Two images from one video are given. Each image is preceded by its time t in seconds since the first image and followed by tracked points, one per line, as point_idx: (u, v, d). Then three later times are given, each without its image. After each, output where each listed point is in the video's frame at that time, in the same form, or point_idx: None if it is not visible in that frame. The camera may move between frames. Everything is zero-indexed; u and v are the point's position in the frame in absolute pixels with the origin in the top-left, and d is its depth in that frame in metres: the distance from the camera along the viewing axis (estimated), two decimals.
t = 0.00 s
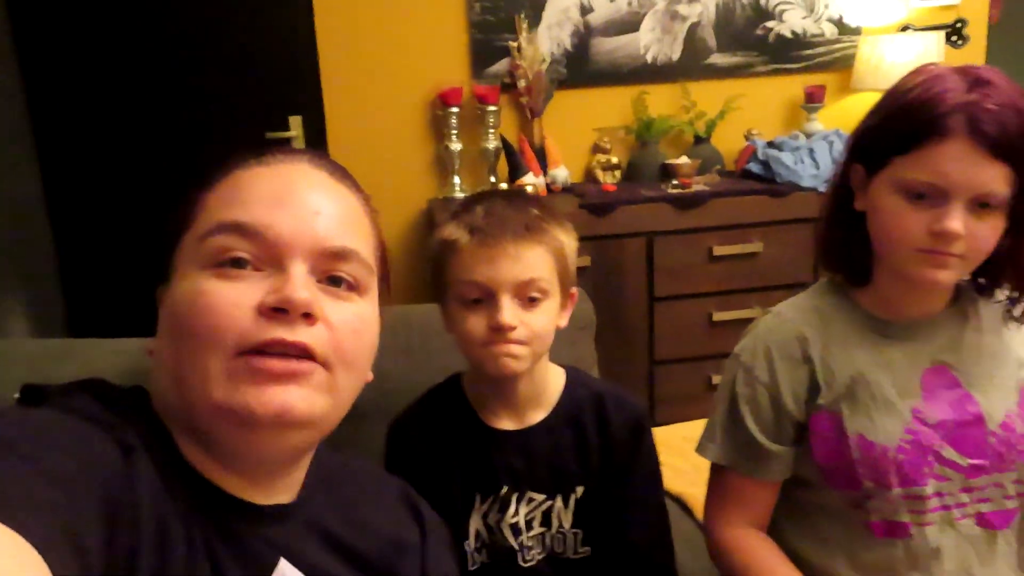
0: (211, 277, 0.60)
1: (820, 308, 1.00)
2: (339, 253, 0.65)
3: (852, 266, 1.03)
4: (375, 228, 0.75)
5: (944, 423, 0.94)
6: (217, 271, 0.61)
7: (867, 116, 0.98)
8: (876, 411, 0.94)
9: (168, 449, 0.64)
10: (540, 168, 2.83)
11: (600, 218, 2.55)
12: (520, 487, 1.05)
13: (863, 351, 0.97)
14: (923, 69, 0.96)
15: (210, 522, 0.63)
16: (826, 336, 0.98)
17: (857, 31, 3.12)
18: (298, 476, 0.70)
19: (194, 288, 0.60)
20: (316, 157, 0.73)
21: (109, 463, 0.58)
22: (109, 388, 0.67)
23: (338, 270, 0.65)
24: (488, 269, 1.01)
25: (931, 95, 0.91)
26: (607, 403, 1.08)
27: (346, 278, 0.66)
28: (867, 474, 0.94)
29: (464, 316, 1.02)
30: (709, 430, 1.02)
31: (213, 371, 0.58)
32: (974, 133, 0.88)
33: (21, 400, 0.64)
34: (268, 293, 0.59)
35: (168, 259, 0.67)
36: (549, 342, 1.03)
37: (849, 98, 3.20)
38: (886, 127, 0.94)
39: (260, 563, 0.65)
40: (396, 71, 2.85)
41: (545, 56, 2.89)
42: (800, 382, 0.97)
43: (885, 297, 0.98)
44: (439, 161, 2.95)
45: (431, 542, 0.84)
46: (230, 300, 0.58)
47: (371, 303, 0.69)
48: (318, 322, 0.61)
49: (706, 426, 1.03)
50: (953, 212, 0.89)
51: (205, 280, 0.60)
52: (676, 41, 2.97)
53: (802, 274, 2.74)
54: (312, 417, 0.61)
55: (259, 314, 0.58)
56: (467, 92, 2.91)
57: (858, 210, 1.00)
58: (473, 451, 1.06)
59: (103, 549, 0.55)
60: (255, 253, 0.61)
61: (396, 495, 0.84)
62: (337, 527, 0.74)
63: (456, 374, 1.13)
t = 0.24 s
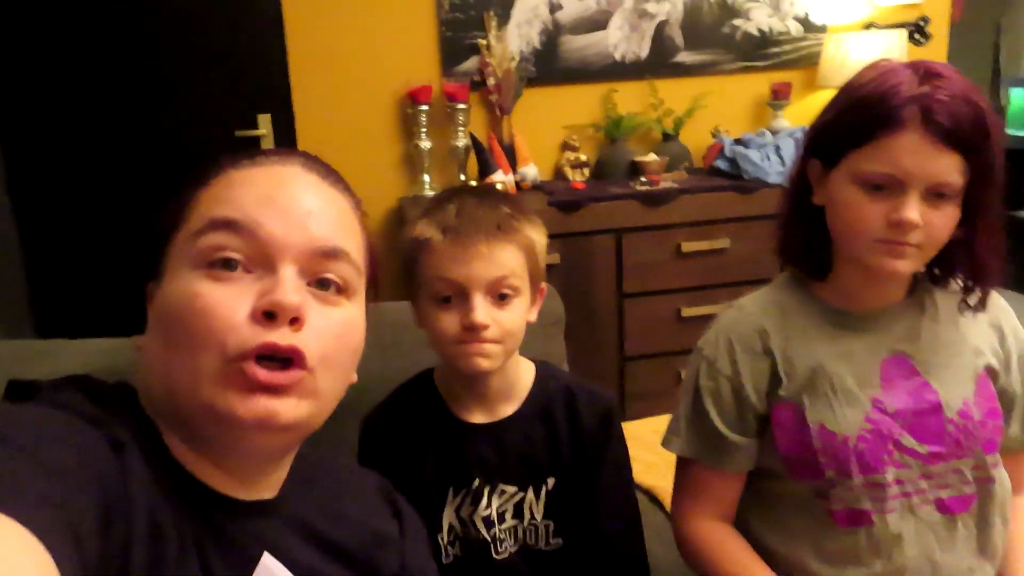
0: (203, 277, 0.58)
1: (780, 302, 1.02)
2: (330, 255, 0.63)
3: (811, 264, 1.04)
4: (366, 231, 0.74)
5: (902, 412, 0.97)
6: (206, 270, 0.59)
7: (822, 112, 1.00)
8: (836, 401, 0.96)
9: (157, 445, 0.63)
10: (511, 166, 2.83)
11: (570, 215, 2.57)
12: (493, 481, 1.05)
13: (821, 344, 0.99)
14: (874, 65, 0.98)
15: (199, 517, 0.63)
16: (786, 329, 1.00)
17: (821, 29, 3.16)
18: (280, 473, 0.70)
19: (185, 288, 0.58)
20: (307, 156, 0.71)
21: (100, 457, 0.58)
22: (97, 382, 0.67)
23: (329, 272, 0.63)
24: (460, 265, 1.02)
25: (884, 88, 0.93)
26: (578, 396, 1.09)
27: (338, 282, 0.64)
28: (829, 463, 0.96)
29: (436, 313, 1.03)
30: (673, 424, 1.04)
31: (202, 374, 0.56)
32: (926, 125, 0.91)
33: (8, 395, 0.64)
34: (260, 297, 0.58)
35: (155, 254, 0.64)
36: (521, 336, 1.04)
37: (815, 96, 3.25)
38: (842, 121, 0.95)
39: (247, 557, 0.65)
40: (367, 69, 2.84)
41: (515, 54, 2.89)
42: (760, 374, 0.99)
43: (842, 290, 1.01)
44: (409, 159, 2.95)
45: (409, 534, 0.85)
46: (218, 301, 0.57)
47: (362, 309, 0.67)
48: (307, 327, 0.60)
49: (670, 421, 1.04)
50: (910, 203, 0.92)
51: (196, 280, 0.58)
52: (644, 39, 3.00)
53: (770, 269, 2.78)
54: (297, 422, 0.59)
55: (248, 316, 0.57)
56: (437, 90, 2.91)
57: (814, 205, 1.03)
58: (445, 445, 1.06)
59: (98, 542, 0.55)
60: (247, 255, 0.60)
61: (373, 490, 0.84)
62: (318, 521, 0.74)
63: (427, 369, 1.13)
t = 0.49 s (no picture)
0: (187, 266, 0.57)
1: (747, 289, 1.03)
2: (316, 253, 0.62)
3: (778, 249, 1.06)
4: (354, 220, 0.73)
5: (865, 396, 0.99)
6: (188, 261, 0.57)
7: (786, 102, 1.02)
8: (801, 385, 0.98)
9: (129, 424, 0.62)
10: (484, 162, 2.83)
11: (543, 210, 2.57)
12: (466, 468, 1.06)
13: (786, 330, 1.00)
14: (836, 55, 1.00)
15: (172, 499, 0.63)
16: (752, 315, 1.01)
17: (790, 28, 3.20)
18: (255, 458, 0.69)
19: (167, 277, 0.56)
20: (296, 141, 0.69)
21: (71, 437, 0.57)
22: (67, 362, 0.65)
23: (315, 268, 0.62)
24: (435, 251, 1.02)
25: (846, 77, 0.94)
26: (551, 383, 1.09)
27: (323, 279, 0.63)
28: (794, 448, 0.97)
29: (410, 299, 1.03)
30: (642, 412, 1.04)
31: (181, 368, 0.56)
32: (887, 113, 0.92)
33: None
34: (244, 295, 0.57)
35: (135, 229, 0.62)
36: (495, 323, 1.05)
37: (783, 93, 3.30)
38: (806, 111, 0.97)
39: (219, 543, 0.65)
40: (339, 64, 2.83)
41: (488, 50, 2.89)
42: (728, 360, 1.00)
43: (806, 275, 1.03)
44: (381, 154, 2.94)
45: (381, 516, 0.85)
46: (200, 297, 0.56)
47: (346, 305, 0.66)
48: (289, 326, 0.59)
49: (640, 409, 1.05)
50: (873, 190, 0.93)
51: (180, 268, 0.57)
52: (616, 36, 3.02)
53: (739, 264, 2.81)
54: (274, 419, 0.59)
55: (230, 315, 0.56)
56: (410, 86, 2.91)
57: (781, 193, 1.05)
58: (418, 433, 1.06)
59: (70, 523, 0.55)
60: (232, 247, 0.58)
61: (349, 475, 0.84)
62: (291, 505, 0.73)
63: (399, 358, 1.13)
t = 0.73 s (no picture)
0: (174, 273, 0.57)
1: (730, 292, 1.04)
2: (307, 261, 0.63)
3: (757, 253, 1.07)
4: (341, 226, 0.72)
5: (848, 398, 0.99)
6: (177, 267, 0.57)
7: (767, 107, 1.03)
8: (784, 386, 0.99)
9: (107, 429, 0.62)
10: (467, 168, 2.84)
11: (527, 216, 2.58)
12: (453, 472, 1.06)
13: (769, 332, 1.01)
14: (814, 60, 1.01)
15: (150, 505, 0.63)
16: (736, 318, 1.02)
17: (769, 35, 3.24)
18: (240, 464, 0.69)
19: (154, 284, 0.56)
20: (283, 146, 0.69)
21: (44, 444, 0.57)
22: (42, 367, 0.65)
23: (304, 277, 0.63)
24: (421, 255, 1.02)
25: (824, 82, 0.95)
26: (537, 386, 1.10)
27: (310, 287, 0.63)
28: (777, 449, 0.98)
29: (397, 302, 1.03)
30: (629, 416, 1.05)
31: (168, 374, 0.55)
32: (866, 117, 0.93)
33: None
34: (231, 302, 0.57)
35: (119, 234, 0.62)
36: (481, 326, 1.05)
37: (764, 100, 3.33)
38: (786, 115, 0.98)
39: (199, 547, 0.65)
40: (322, 69, 2.82)
41: (471, 56, 2.90)
42: (712, 362, 1.01)
43: (788, 278, 1.04)
44: (365, 160, 2.94)
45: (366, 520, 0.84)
46: (191, 303, 0.55)
47: (333, 312, 0.66)
48: (280, 333, 0.59)
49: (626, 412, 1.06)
50: (853, 193, 0.95)
51: (166, 276, 0.57)
52: (598, 44, 3.04)
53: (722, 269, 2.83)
54: (262, 425, 0.59)
55: (221, 322, 0.56)
56: (393, 92, 2.91)
57: (762, 197, 1.06)
58: (404, 437, 1.07)
59: (44, 528, 0.56)
60: (220, 255, 0.58)
61: (333, 479, 0.84)
62: (275, 510, 0.73)
63: (385, 362, 1.13)
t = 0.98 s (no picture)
0: (189, 296, 0.56)
1: (731, 306, 1.05)
2: (320, 282, 0.62)
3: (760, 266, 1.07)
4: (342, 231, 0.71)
5: (844, 415, 1.00)
6: (189, 289, 0.56)
7: (772, 122, 1.03)
8: (782, 403, 0.99)
9: (99, 437, 0.62)
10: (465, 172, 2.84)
11: (524, 221, 2.58)
12: (448, 479, 1.06)
13: (768, 348, 1.02)
14: (821, 78, 1.01)
15: (141, 515, 0.63)
16: (735, 333, 1.02)
17: (767, 46, 3.26)
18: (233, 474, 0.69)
19: (168, 308, 0.55)
20: (287, 151, 0.67)
21: (34, 452, 0.56)
22: (32, 378, 0.65)
23: (317, 297, 0.62)
24: (423, 262, 1.02)
25: (831, 105, 0.96)
26: (534, 396, 1.10)
27: (319, 305, 0.63)
28: (774, 465, 0.98)
29: (398, 308, 1.03)
30: (628, 429, 1.06)
31: (183, 398, 0.55)
32: (871, 141, 0.94)
33: None
34: (250, 329, 0.56)
35: (118, 241, 0.60)
36: (481, 334, 1.06)
37: (760, 111, 3.34)
38: (791, 135, 0.99)
39: (190, 558, 0.65)
40: (322, 70, 2.82)
41: (470, 60, 2.90)
42: (711, 377, 1.02)
43: (786, 293, 1.05)
44: (363, 162, 2.94)
45: (358, 530, 0.85)
46: (208, 330, 0.55)
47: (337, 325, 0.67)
48: (294, 358, 0.59)
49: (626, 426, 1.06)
50: (856, 217, 0.96)
51: (182, 299, 0.55)
52: (597, 50, 3.04)
53: (716, 278, 2.84)
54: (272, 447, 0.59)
55: (239, 349, 0.56)
56: (392, 94, 2.91)
57: (764, 212, 1.06)
58: (400, 443, 1.07)
59: (30, 542, 0.54)
60: (236, 278, 0.57)
61: (326, 487, 0.85)
62: (263, 517, 0.74)
63: (382, 368, 1.13)
